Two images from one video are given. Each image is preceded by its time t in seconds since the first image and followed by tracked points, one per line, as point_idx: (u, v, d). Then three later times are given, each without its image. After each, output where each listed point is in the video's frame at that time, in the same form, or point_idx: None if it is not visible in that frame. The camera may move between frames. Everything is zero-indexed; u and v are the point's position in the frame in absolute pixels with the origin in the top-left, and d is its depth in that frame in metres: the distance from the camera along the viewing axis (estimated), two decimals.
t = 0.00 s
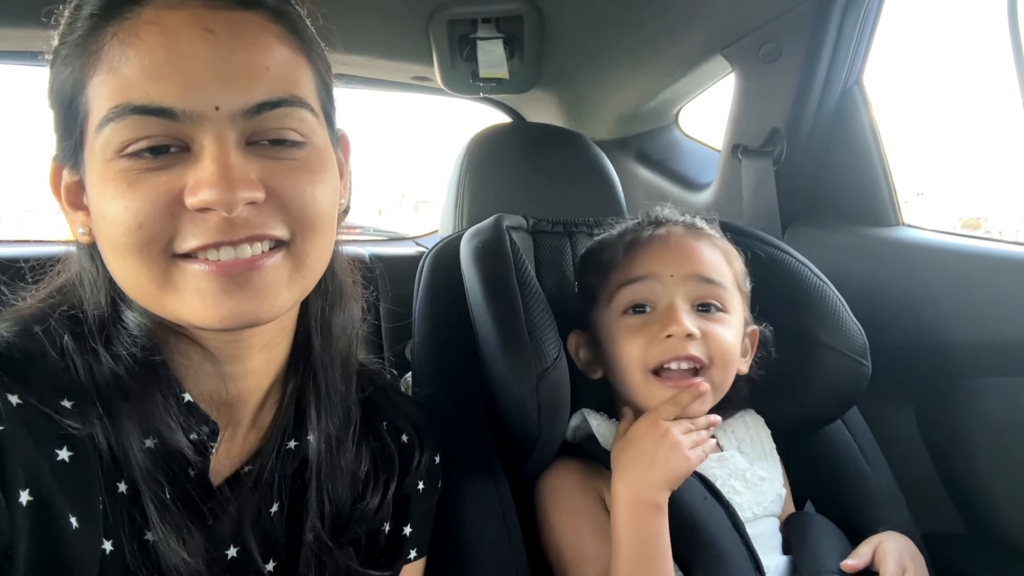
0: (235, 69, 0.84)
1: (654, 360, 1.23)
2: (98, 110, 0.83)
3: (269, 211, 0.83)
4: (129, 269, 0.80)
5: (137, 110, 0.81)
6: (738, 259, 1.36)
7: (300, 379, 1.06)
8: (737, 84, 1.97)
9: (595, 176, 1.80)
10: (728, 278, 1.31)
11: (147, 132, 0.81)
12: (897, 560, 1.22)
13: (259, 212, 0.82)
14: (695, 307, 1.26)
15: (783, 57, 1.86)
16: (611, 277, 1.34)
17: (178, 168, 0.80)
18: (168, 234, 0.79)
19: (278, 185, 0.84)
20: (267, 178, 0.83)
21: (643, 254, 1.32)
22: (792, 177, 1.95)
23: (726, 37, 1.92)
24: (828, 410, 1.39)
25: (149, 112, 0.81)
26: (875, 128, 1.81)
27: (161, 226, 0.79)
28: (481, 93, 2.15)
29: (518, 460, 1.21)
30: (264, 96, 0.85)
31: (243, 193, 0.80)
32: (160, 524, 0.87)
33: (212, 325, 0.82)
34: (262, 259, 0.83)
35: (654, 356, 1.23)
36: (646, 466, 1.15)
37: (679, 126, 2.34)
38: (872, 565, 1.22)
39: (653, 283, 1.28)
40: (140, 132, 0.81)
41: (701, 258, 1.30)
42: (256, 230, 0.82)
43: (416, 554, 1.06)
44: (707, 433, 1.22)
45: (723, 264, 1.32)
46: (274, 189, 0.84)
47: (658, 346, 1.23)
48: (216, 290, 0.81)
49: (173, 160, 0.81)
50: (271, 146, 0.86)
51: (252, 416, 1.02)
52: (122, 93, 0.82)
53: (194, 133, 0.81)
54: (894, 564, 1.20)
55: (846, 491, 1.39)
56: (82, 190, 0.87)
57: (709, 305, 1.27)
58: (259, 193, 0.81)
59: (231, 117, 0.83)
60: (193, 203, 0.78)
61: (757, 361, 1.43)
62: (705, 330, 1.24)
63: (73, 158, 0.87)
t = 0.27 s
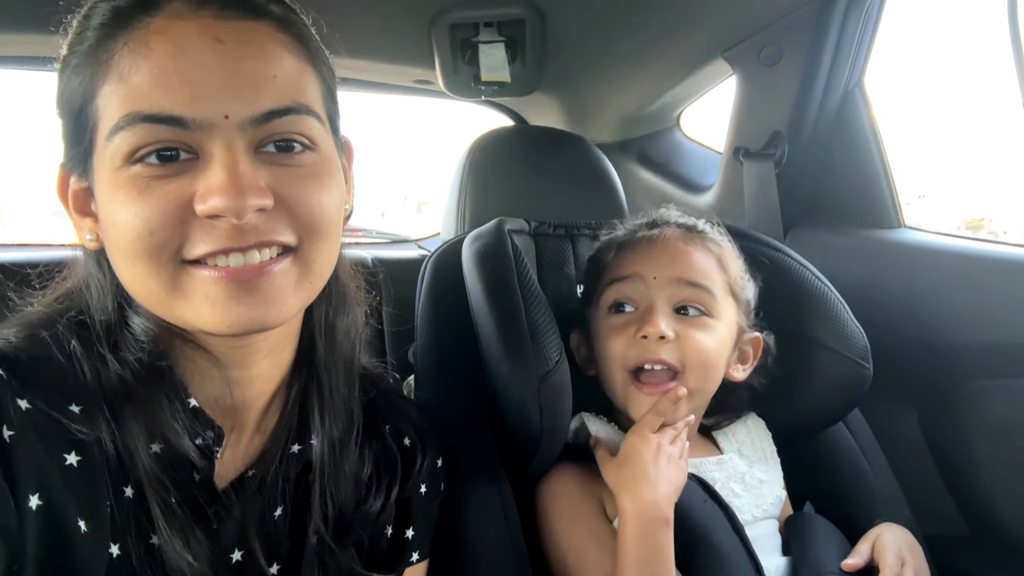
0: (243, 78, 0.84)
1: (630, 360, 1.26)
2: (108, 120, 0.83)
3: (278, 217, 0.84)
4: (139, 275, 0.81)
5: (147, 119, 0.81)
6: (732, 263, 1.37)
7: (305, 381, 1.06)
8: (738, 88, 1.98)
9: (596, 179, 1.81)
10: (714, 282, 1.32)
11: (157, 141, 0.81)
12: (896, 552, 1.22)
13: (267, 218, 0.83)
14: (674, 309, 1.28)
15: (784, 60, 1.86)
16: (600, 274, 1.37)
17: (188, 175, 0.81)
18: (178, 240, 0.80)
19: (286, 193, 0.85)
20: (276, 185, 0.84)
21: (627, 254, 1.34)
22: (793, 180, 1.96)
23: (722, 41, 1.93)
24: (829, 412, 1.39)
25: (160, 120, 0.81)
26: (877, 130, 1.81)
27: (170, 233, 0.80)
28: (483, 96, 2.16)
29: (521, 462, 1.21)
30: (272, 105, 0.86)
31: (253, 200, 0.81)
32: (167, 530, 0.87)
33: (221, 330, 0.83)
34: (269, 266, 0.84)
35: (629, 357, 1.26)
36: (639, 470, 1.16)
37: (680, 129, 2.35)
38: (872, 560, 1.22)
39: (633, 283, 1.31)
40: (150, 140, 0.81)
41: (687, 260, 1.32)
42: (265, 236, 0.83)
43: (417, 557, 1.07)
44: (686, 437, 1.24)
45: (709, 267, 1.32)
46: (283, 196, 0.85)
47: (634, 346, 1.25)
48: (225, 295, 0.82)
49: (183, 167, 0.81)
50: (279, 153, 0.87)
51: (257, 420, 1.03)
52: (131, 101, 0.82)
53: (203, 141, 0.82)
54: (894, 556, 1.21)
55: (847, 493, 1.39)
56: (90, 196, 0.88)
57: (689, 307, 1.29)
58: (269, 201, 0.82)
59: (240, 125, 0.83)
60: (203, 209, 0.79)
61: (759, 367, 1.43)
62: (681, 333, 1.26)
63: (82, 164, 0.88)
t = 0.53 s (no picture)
0: (251, 85, 0.85)
1: (639, 378, 1.25)
2: (115, 126, 0.84)
3: (284, 223, 0.85)
4: (147, 282, 0.81)
5: (155, 125, 0.82)
6: (768, 288, 1.32)
7: (307, 384, 1.07)
8: (738, 87, 1.98)
9: (597, 179, 1.81)
10: (741, 314, 1.28)
11: (165, 147, 0.82)
12: (900, 557, 1.23)
13: (274, 224, 0.84)
14: (695, 337, 1.25)
15: (783, 60, 1.86)
16: (628, 279, 1.34)
17: (195, 181, 0.82)
18: (185, 247, 0.80)
19: (293, 199, 0.86)
20: (282, 193, 0.85)
21: (665, 267, 1.30)
22: (794, 180, 1.96)
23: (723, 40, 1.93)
24: (830, 412, 1.39)
25: (168, 127, 0.82)
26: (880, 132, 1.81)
27: (178, 239, 0.80)
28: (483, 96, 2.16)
29: (524, 462, 1.22)
30: (280, 112, 0.87)
31: (261, 207, 0.82)
32: (171, 534, 0.88)
33: (229, 336, 0.84)
34: (276, 271, 0.85)
35: (640, 375, 1.24)
36: (647, 474, 1.19)
37: (680, 127, 2.35)
38: (874, 563, 1.23)
39: (661, 301, 1.27)
40: (157, 146, 0.82)
41: (719, 286, 1.27)
42: (272, 243, 0.84)
43: (421, 557, 1.08)
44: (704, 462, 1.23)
45: (739, 296, 1.28)
46: (290, 203, 0.86)
47: (648, 367, 1.23)
48: (231, 303, 0.83)
49: (191, 174, 0.82)
50: (285, 160, 0.87)
51: (259, 423, 1.04)
52: (139, 107, 0.82)
53: (211, 147, 0.83)
54: (898, 562, 1.22)
55: (849, 491, 1.40)
56: (94, 200, 0.89)
57: (709, 336, 1.26)
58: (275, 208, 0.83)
59: (249, 132, 0.84)
60: (212, 216, 0.80)
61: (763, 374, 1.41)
62: (698, 363, 1.23)
63: (87, 168, 0.88)
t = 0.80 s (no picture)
0: (266, 95, 0.86)
1: (645, 400, 1.26)
2: (128, 129, 0.84)
3: (292, 231, 0.87)
4: (153, 285, 0.82)
5: (171, 129, 0.83)
6: (795, 334, 1.27)
7: (305, 387, 1.08)
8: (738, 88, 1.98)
9: (599, 179, 1.82)
10: (760, 357, 1.25)
11: (180, 151, 0.83)
12: (901, 560, 1.24)
13: (279, 232, 0.85)
14: (708, 377, 1.24)
15: (784, 60, 1.87)
16: (653, 295, 1.32)
17: (208, 187, 0.83)
18: (195, 250, 0.81)
19: (302, 208, 0.88)
20: (293, 201, 0.87)
21: (693, 296, 1.26)
22: (795, 179, 1.96)
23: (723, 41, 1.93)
24: (831, 412, 1.40)
25: (184, 131, 0.83)
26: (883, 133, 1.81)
27: (188, 242, 0.81)
28: (485, 96, 2.17)
29: (526, 461, 1.23)
30: (294, 124, 0.88)
31: (273, 214, 0.83)
32: (172, 535, 0.89)
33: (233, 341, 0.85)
34: (276, 283, 0.86)
35: (646, 398, 1.25)
36: (646, 480, 1.20)
37: (682, 126, 2.36)
38: (876, 565, 1.24)
39: (682, 333, 1.24)
40: (170, 150, 0.83)
41: (742, 330, 1.24)
42: (280, 249, 0.85)
43: (423, 548, 1.10)
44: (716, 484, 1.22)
45: (761, 340, 1.25)
46: (299, 212, 0.87)
47: (656, 398, 1.24)
48: (237, 308, 0.84)
49: (202, 179, 0.83)
50: (294, 169, 0.89)
51: (258, 425, 1.04)
52: (154, 112, 0.83)
53: (225, 154, 0.84)
54: (899, 563, 1.23)
55: (853, 490, 1.41)
56: (94, 201, 0.90)
57: (723, 377, 1.24)
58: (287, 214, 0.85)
59: (263, 140, 0.85)
60: (224, 221, 0.81)
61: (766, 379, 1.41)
62: (705, 403, 1.23)
63: (90, 168, 0.89)
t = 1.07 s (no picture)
0: (284, 119, 0.90)
1: (643, 401, 1.28)
2: (144, 140, 0.87)
3: (295, 251, 0.90)
4: (151, 293, 0.84)
5: (189, 141, 0.86)
6: (782, 329, 1.31)
7: (290, 402, 1.10)
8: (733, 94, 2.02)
9: (596, 187, 1.85)
10: (754, 355, 1.29)
11: (195, 163, 0.86)
12: (889, 567, 1.27)
13: (275, 249, 0.87)
14: (706, 377, 1.27)
15: (779, 69, 1.90)
16: (644, 303, 1.33)
17: (219, 201, 0.86)
18: (198, 261, 0.84)
19: (308, 229, 0.91)
20: (302, 221, 0.91)
21: (685, 299, 1.29)
22: (790, 184, 2.00)
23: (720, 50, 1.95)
24: (823, 419, 1.43)
25: (202, 144, 0.86)
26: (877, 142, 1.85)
27: (194, 253, 0.84)
28: (485, 104, 2.20)
29: (524, 471, 1.27)
30: (309, 148, 0.92)
31: (281, 231, 0.87)
32: (159, 554, 0.92)
33: (231, 356, 0.88)
34: (268, 301, 0.89)
35: (643, 399, 1.28)
36: (650, 488, 1.22)
37: (680, 130, 2.39)
38: (864, 571, 1.27)
39: (677, 335, 1.27)
40: (186, 162, 0.86)
41: (736, 330, 1.27)
42: (280, 267, 0.88)
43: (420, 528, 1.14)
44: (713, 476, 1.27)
45: (754, 338, 1.28)
46: (306, 232, 0.91)
47: (657, 401, 1.26)
48: (232, 322, 0.87)
49: (214, 193, 0.86)
50: (302, 193, 0.92)
51: (244, 441, 1.07)
52: (174, 124, 0.87)
53: (240, 170, 0.87)
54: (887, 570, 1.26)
55: (845, 493, 1.45)
56: (91, 209, 0.93)
57: (721, 376, 1.27)
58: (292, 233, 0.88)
59: (278, 161, 0.89)
60: (233, 235, 0.85)
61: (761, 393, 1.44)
62: (701, 400, 1.26)
63: (92, 174, 0.92)
